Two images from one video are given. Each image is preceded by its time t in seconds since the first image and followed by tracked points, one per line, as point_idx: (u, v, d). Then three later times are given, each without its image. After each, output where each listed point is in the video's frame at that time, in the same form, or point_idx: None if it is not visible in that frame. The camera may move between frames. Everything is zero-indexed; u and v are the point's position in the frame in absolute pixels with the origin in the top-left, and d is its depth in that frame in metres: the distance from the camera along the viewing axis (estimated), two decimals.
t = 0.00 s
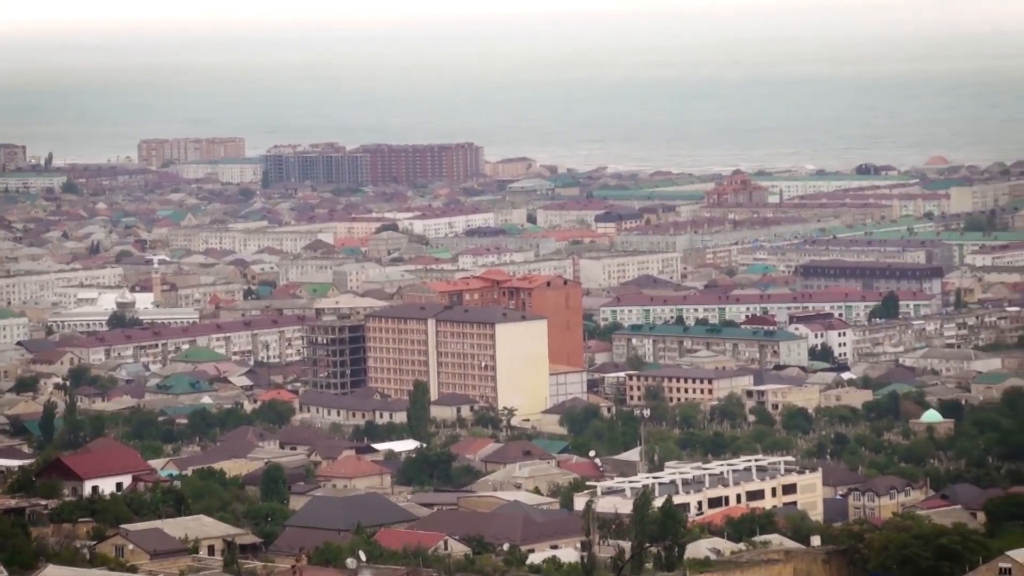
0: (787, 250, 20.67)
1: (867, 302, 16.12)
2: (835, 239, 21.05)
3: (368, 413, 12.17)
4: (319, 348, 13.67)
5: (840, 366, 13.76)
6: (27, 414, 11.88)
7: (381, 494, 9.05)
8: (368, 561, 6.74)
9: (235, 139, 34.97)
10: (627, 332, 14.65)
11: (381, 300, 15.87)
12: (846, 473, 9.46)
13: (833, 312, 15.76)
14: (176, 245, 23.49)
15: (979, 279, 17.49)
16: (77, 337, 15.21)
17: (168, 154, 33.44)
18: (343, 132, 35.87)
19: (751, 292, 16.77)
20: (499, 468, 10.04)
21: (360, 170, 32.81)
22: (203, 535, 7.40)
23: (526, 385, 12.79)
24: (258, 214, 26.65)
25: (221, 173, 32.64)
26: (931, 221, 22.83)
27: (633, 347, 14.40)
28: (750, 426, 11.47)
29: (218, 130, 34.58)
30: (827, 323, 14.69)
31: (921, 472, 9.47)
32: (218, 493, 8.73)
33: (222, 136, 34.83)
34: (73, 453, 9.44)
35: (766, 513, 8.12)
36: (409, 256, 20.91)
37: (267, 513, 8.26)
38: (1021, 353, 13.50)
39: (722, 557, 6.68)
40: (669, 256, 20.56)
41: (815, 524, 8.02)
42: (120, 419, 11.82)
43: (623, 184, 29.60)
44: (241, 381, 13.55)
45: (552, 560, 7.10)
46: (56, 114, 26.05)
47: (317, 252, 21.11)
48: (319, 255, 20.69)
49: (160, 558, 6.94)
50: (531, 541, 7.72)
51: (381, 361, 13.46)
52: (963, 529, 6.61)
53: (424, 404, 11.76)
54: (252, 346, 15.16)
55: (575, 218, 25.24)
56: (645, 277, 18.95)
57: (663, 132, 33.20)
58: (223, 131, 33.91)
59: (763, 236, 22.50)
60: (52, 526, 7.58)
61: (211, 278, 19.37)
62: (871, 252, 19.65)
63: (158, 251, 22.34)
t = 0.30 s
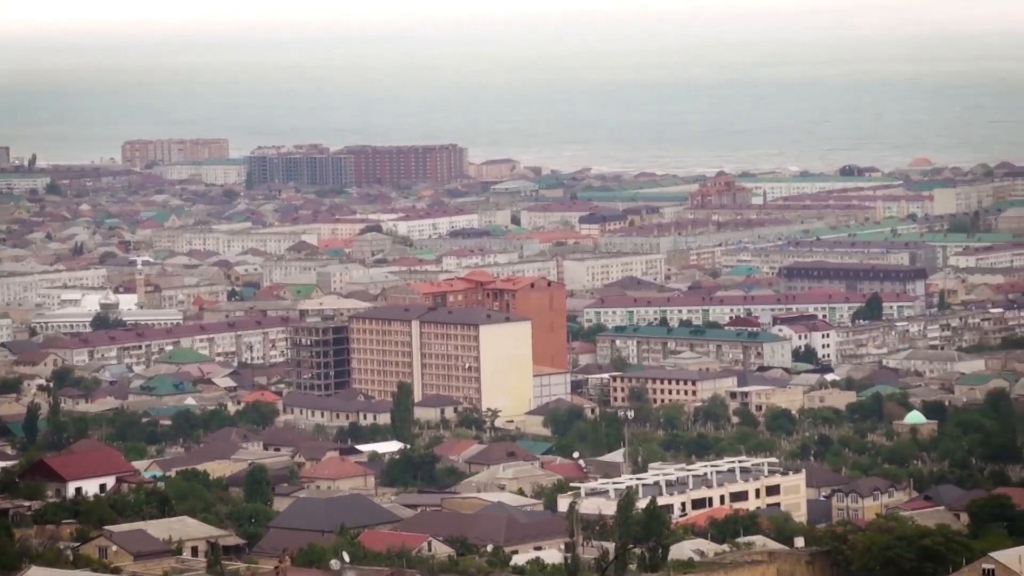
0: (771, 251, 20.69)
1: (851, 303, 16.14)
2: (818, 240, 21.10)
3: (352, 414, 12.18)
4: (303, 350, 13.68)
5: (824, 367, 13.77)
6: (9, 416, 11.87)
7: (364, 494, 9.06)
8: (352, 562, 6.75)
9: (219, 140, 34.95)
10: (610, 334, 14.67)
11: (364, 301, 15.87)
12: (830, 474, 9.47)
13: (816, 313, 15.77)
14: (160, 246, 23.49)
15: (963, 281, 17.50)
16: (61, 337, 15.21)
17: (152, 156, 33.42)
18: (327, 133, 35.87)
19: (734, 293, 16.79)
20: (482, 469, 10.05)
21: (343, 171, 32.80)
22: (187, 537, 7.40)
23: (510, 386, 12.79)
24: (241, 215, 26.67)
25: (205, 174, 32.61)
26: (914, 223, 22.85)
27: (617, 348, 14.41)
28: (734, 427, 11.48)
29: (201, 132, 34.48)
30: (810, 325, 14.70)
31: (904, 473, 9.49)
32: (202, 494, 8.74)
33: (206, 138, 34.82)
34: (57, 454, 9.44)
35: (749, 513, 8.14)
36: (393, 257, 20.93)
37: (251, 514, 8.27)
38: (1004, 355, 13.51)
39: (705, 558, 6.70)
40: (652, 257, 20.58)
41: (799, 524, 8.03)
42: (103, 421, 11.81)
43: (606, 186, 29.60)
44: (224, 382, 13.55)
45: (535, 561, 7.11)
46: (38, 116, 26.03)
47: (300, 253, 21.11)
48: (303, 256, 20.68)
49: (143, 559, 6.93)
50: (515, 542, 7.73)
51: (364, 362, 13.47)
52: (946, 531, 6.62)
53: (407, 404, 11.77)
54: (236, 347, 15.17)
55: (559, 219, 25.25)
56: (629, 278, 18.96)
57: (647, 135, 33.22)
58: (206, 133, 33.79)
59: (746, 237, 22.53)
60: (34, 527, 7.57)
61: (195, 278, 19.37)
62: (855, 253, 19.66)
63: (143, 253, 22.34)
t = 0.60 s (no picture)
0: (754, 253, 20.70)
1: (835, 304, 16.15)
2: (801, 241, 21.14)
3: (336, 416, 12.17)
4: (287, 351, 13.68)
5: (808, 369, 13.78)
6: None
7: (348, 496, 9.06)
8: (337, 564, 6.75)
9: (204, 141, 34.90)
10: (595, 335, 14.67)
11: (349, 302, 15.88)
12: (815, 475, 9.48)
13: (800, 315, 15.79)
14: (144, 247, 23.46)
15: (946, 282, 17.54)
16: (45, 339, 15.18)
17: (136, 157, 33.37)
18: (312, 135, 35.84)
19: (718, 294, 16.81)
20: (466, 471, 10.04)
21: (328, 173, 32.68)
22: (170, 538, 7.39)
23: (494, 388, 12.78)
24: (225, 217, 26.65)
25: (189, 175, 32.55)
26: (898, 224, 22.90)
27: (601, 350, 14.42)
28: (718, 429, 11.48)
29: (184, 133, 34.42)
30: (794, 326, 14.72)
31: (888, 474, 9.51)
32: (186, 496, 8.73)
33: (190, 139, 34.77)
34: (42, 455, 9.44)
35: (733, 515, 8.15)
36: (378, 258, 20.93)
37: (234, 516, 8.27)
38: (987, 355, 13.54)
39: (689, 559, 6.71)
40: (636, 258, 20.58)
41: (783, 526, 8.04)
42: (87, 422, 11.81)
43: (590, 186, 29.62)
44: (209, 383, 13.55)
45: (519, 563, 7.11)
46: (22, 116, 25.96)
47: (285, 254, 21.10)
48: (287, 257, 20.70)
49: (127, 561, 6.92)
50: (499, 544, 7.73)
51: (347, 364, 13.47)
52: (931, 532, 6.63)
53: (391, 406, 11.75)
54: (220, 348, 15.16)
55: (543, 220, 25.25)
56: (613, 280, 18.97)
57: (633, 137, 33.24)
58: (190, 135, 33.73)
59: (730, 238, 22.54)
60: (18, 528, 7.56)
61: (179, 280, 19.34)
62: (840, 254, 19.68)
63: (127, 254, 22.31)
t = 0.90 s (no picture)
0: (737, 254, 20.72)
1: (817, 305, 16.17)
2: (784, 242, 21.17)
3: (319, 417, 12.17)
4: (270, 352, 13.68)
5: (790, 370, 13.79)
6: None
7: (331, 497, 9.07)
8: (320, 565, 6.75)
9: (186, 142, 34.84)
10: (578, 336, 14.68)
11: (331, 303, 15.89)
12: (797, 476, 9.48)
13: (783, 315, 15.80)
14: (126, 249, 23.41)
15: (929, 283, 17.58)
16: (28, 340, 15.17)
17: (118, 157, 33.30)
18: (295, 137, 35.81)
19: (700, 295, 16.82)
20: (449, 472, 10.05)
21: (311, 173, 32.70)
22: (153, 540, 7.39)
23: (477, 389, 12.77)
24: (209, 218, 26.62)
25: (172, 176, 32.49)
26: (881, 225, 22.93)
27: (584, 351, 14.42)
28: (701, 430, 11.49)
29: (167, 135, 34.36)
30: (777, 327, 14.73)
31: (872, 475, 9.52)
32: (169, 497, 8.73)
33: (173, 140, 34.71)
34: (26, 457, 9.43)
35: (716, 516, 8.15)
36: (361, 260, 20.94)
37: (217, 517, 8.27)
38: (970, 356, 13.58)
39: (671, 560, 6.72)
40: (619, 259, 20.58)
41: (766, 527, 8.06)
42: (70, 423, 11.80)
43: (573, 188, 29.64)
44: (192, 384, 13.54)
45: (502, 564, 7.11)
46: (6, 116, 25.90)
47: (268, 256, 21.09)
48: (271, 258, 20.70)
49: (110, 562, 6.92)
50: (482, 545, 7.73)
51: (330, 365, 13.47)
52: (913, 533, 6.66)
53: (374, 407, 11.75)
54: (203, 349, 15.17)
55: (526, 221, 25.25)
56: (596, 281, 18.99)
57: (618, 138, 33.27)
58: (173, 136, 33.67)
59: (713, 239, 22.55)
60: (1, 529, 7.56)
61: (162, 281, 19.32)
62: (823, 254, 19.70)
63: (110, 255, 22.27)
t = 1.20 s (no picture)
0: (720, 255, 20.75)
1: (801, 306, 16.19)
2: (767, 243, 21.22)
3: (302, 418, 12.19)
4: (253, 353, 13.70)
5: (773, 371, 13.82)
6: None
7: (314, 498, 9.09)
8: (303, 566, 6.77)
9: (169, 143, 34.84)
10: (560, 337, 14.70)
11: (314, 305, 15.90)
12: (779, 477, 9.49)
13: (765, 316, 15.83)
14: (109, 250, 23.41)
15: (912, 284, 17.61)
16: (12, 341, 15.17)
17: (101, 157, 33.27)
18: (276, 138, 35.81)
19: (684, 296, 16.85)
20: (433, 472, 10.06)
21: (293, 174, 32.72)
22: (136, 540, 7.39)
23: (459, 390, 12.78)
24: (192, 219, 26.64)
25: (156, 176, 32.48)
26: (864, 226, 22.94)
27: (567, 351, 14.45)
28: (685, 431, 11.51)
29: (150, 136, 34.30)
30: (759, 328, 14.74)
31: (855, 476, 9.54)
32: (151, 497, 8.74)
33: (156, 140, 34.70)
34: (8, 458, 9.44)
35: (698, 517, 8.16)
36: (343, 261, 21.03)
37: (199, 518, 8.28)
38: (953, 357, 13.60)
39: (654, 561, 6.75)
40: (602, 260, 20.60)
41: (748, 528, 8.08)
42: (53, 424, 11.80)
43: (556, 189, 29.64)
44: (175, 386, 13.53)
45: (485, 564, 7.12)
46: None
47: (249, 256, 21.15)
48: (254, 260, 20.68)
49: (92, 563, 6.92)
50: (465, 545, 7.73)
51: (313, 366, 13.49)
52: (896, 535, 6.67)
53: (357, 408, 11.77)
54: (186, 350, 15.18)
55: (509, 222, 25.29)
56: (578, 282, 19.03)
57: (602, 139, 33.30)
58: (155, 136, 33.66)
59: (696, 240, 22.59)
60: None
61: (144, 282, 19.34)
62: (806, 255, 19.72)
63: (93, 256, 22.31)
